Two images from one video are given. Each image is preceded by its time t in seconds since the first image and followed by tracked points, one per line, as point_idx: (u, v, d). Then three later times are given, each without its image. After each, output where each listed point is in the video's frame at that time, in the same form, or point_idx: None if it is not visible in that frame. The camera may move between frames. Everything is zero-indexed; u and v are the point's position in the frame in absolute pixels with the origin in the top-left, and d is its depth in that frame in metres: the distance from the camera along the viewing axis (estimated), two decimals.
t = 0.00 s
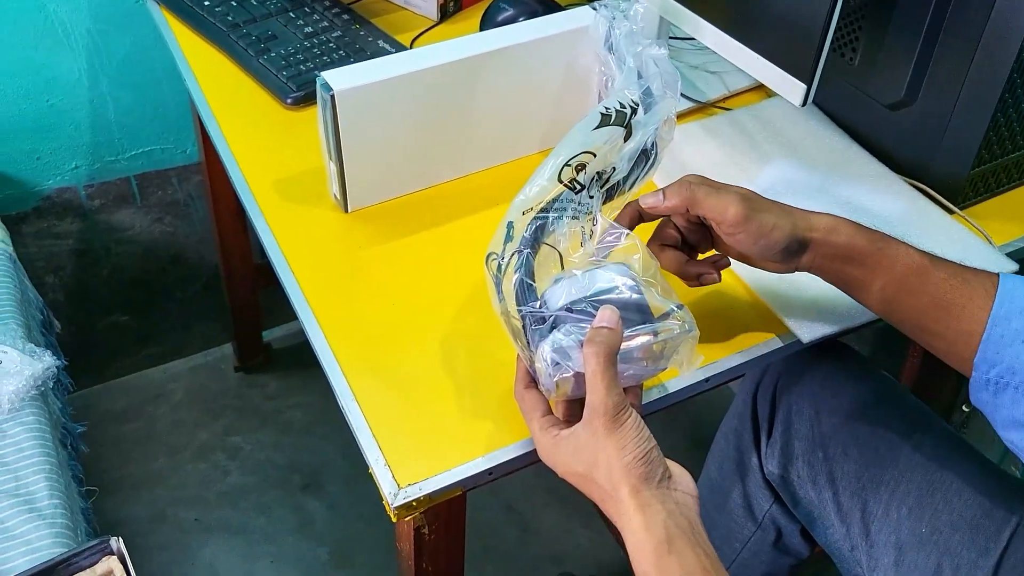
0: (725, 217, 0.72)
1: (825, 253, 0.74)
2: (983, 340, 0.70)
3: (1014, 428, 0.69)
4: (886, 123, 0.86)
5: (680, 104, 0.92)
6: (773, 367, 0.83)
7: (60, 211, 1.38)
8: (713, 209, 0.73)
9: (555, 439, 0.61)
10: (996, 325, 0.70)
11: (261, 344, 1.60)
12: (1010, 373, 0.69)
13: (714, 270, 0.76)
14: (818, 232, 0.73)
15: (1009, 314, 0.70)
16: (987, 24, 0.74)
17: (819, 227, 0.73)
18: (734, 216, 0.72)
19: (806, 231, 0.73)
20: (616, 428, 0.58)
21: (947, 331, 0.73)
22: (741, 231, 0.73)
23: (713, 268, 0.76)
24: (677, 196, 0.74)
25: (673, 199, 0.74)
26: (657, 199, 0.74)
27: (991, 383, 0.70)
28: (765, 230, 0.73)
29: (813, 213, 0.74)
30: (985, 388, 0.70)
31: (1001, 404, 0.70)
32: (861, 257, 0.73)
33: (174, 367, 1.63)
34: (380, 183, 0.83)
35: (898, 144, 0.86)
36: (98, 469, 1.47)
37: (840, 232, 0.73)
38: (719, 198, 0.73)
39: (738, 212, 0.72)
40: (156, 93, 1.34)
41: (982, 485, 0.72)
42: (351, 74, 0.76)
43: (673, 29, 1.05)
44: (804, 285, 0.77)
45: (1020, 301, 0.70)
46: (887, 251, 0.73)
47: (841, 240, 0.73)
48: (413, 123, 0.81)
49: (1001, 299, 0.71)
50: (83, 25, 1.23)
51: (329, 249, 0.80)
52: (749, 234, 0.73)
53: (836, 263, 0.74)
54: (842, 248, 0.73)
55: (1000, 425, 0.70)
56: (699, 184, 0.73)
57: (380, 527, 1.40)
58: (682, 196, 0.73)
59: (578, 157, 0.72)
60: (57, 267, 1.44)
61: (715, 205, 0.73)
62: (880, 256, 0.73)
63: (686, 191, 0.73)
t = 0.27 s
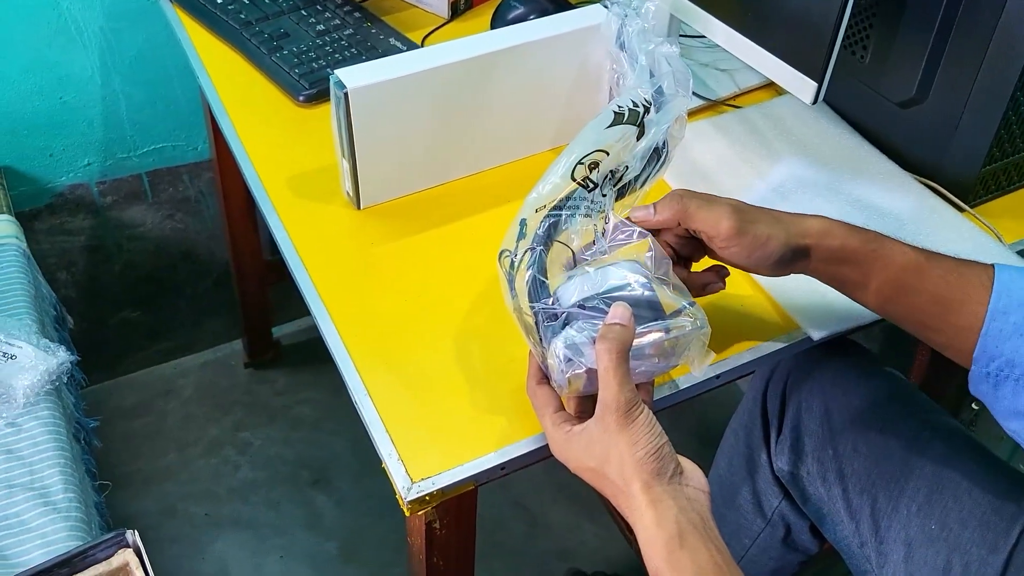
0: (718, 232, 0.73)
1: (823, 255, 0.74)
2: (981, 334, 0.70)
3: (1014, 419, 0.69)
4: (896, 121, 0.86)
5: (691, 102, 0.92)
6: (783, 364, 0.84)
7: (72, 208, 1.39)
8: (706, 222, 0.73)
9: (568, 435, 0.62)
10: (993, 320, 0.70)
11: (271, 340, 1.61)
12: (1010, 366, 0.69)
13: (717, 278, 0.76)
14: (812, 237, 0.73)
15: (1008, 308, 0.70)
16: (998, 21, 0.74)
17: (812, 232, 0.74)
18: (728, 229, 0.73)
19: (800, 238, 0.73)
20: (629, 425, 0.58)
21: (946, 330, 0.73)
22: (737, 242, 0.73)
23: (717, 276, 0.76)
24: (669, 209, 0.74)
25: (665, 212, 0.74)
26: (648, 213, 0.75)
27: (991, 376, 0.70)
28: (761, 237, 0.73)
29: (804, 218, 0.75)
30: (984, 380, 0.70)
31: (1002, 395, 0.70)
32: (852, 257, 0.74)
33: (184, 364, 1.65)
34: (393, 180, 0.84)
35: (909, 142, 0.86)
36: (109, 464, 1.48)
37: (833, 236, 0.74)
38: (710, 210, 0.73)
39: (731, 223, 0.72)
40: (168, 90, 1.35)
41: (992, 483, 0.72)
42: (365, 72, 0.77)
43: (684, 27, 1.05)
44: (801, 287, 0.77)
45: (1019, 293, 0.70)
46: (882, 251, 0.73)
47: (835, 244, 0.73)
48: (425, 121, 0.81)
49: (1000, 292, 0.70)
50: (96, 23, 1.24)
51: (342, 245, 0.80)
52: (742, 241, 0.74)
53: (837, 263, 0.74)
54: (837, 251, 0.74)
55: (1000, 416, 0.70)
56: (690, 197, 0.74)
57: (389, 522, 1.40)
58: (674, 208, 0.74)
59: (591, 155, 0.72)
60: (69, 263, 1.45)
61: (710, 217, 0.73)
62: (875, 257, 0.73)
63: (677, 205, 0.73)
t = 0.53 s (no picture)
0: (714, 239, 0.72)
1: (820, 264, 0.74)
2: (980, 339, 0.70)
3: (1016, 422, 0.69)
4: (900, 122, 0.86)
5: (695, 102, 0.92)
6: (786, 365, 0.84)
7: (75, 208, 1.39)
8: (701, 231, 0.73)
9: (572, 437, 0.62)
10: (991, 325, 0.70)
11: (273, 340, 1.61)
12: (1009, 369, 0.69)
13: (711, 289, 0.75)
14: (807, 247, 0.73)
15: (1005, 313, 0.70)
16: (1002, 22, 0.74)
17: (807, 241, 0.73)
18: (723, 237, 0.72)
19: (795, 248, 0.73)
20: (634, 426, 0.58)
21: (942, 335, 0.74)
22: (733, 249, 0.73)
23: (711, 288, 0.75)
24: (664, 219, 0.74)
25: (660, 220, 0.75)
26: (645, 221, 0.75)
27: (990, 380, 0.70)
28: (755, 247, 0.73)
29: (800, 227, 0.74)
30: (984, 385, 0.70)
31: (1002, 400, 0.69)
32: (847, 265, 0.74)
33: (186, 363, 1.65)
34: (396, 181, 0.84)
35: (912, 143, 0.86)
36: (111, 464, 1.48)
37: (829, 246, 0.73)
38: (706, 218, 0.73)
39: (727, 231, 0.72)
40: (170, 90, 1.35)
41: (995, 484, 0.72)
42: (369, 72, 0.77)
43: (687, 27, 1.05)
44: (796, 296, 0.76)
45: (1015, 298, 0.70)
46: (877, 259, 0.73)
47: (829, 254, 0.73)
48: (430, 121, 0.81)
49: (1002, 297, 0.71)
50: (98, 23, 1.24)
51: (345, 245, 0.80)
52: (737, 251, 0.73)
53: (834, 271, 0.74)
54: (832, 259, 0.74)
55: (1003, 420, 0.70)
56: (685, 206, 0.74)
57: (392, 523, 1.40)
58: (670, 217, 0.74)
59: (595, 155, 0.72)
60: (72, 263, 1.45)
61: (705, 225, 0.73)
62: (871, 264, 0.73)
63: (672, 214, 0.74)
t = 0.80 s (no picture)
0: (730, 210, 0.73)
1: (840, 251, 0.73)
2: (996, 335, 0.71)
3: None
4: (904, 122, 0.85)
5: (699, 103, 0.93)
6: (790, 366, 0.84)
7: (75, 207, 1.38)
8: (719, 201, 0.73)
9: (575, 438, 0.61)
10: (1008, 321, 0.71)
11: (273, 339, 1.60)
12: None
13: (727, 266, 0.76)
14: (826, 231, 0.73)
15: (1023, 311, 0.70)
16: (1009, 22, 0.74)
17: (828, 226, 0.73)
18: (740, 208, 0.72)
19: (813, 230, 0.73)
20: (637, 428, 0.58)
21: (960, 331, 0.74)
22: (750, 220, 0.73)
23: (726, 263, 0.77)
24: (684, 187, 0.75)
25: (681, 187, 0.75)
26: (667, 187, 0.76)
27: (1005, 377, 0.70)
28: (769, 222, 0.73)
29: (821, 213, 0.74)
30: (999, 381, 0.71)
31: (1015, 397, 0.70)
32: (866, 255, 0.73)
33: (186, 363, 1.65)
34: (399, 180, 0.84)
35: (916, 142, 0.85)
36: (112, 463, 1.48)
37: (849, 232, 0.73)
38: (724, 189, 0.73)
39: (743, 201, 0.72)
40: (171, 89, 1.35)
41: (999, 485, 0.72)
42: (373, 71, 0.77)
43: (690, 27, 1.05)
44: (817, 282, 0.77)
45: None
46: (898, 249, 0.73)
47: (851, 240, 0.73)
48: (433, 120, 0.81)
49: (1014, 295, 0.71)
50: (99, 21, 1.24)
51: (347, 245, 0.80)
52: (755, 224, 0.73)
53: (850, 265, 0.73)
54: (851, 247, 0.73)
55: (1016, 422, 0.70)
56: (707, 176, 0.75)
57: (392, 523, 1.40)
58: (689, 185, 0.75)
59: (600, 154, 0.72)
60: (72, 262, 1.45)
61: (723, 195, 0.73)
62: (892, 255, 0.72)
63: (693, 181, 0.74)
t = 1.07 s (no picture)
0: (772, 163, 0.76)
1: (881, 211, 0.76)
2: None
3: None
4: (907, 123, 0.85)
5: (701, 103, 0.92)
6: (793, 369, 0.84)
7: (73, 208, 1.38)
8: (761, 155, 0.77)
9: (578, 441, 0.61)
10: None
11: (272, 341, 1.60)
12: None
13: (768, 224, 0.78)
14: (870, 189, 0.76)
15: None
16: (1013, 23, 0.73)
17: (871, 186, 0.76)
18: (781, 162, 0.76)
19: (853, 188, 0.76)
20: (640, 431, 0.57)
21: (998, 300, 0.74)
22: (790, 175, 0.76)
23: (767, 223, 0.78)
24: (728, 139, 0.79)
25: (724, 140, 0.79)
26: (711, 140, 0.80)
27: None
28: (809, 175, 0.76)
29: (866, 173, 0.77)
30: None
31: None
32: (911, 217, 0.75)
33: (183, 364, 1.64)
34: (400, 182, 0.83)
35: (919, 144, 0.85)
36: (110, 465, 1.47)
37: (890, 194, 0.75)
38: (767, 144, 0.77)
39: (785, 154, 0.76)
40: (170, 89, 1.34)
41: (1004, 488, 0.72)
42: (373, 72, 0.76)
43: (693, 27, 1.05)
44: (856, 243, 0.80)
45: None
46: (943, 212, 0.75)
47: (893, 200, 0.75)
48: (435, 121, 0.81)
49: None
50: (97, 21, 1.23)
51: (348, 247, 0.79)
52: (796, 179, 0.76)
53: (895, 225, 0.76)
54: (894, 207, 0.75)
55: None
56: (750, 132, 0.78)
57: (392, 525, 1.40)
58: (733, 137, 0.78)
59: (603, 157, 0.72)
60: (70, 263, 1.44)
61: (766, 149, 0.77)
62: (936, 218, 0.75)
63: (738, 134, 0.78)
